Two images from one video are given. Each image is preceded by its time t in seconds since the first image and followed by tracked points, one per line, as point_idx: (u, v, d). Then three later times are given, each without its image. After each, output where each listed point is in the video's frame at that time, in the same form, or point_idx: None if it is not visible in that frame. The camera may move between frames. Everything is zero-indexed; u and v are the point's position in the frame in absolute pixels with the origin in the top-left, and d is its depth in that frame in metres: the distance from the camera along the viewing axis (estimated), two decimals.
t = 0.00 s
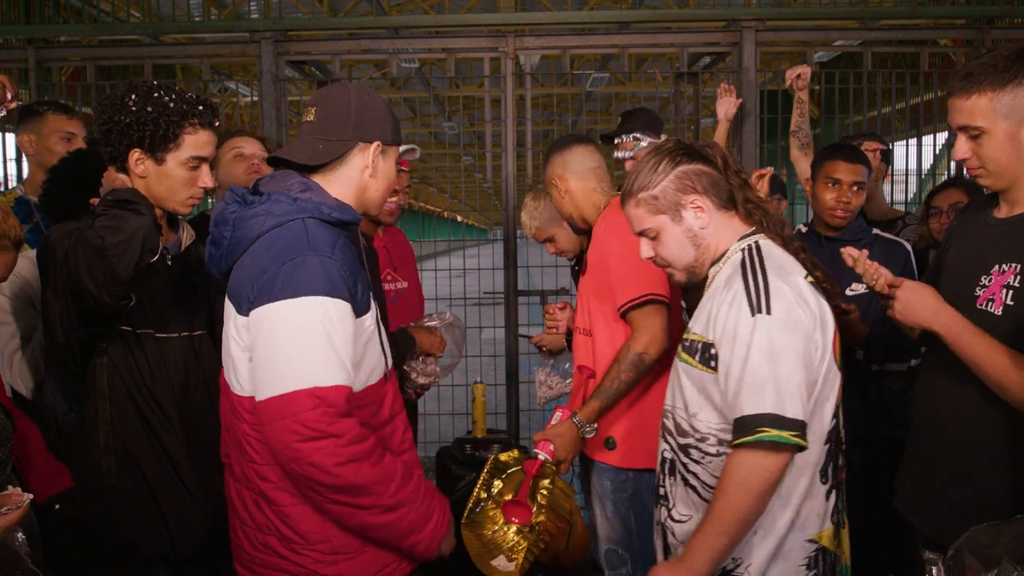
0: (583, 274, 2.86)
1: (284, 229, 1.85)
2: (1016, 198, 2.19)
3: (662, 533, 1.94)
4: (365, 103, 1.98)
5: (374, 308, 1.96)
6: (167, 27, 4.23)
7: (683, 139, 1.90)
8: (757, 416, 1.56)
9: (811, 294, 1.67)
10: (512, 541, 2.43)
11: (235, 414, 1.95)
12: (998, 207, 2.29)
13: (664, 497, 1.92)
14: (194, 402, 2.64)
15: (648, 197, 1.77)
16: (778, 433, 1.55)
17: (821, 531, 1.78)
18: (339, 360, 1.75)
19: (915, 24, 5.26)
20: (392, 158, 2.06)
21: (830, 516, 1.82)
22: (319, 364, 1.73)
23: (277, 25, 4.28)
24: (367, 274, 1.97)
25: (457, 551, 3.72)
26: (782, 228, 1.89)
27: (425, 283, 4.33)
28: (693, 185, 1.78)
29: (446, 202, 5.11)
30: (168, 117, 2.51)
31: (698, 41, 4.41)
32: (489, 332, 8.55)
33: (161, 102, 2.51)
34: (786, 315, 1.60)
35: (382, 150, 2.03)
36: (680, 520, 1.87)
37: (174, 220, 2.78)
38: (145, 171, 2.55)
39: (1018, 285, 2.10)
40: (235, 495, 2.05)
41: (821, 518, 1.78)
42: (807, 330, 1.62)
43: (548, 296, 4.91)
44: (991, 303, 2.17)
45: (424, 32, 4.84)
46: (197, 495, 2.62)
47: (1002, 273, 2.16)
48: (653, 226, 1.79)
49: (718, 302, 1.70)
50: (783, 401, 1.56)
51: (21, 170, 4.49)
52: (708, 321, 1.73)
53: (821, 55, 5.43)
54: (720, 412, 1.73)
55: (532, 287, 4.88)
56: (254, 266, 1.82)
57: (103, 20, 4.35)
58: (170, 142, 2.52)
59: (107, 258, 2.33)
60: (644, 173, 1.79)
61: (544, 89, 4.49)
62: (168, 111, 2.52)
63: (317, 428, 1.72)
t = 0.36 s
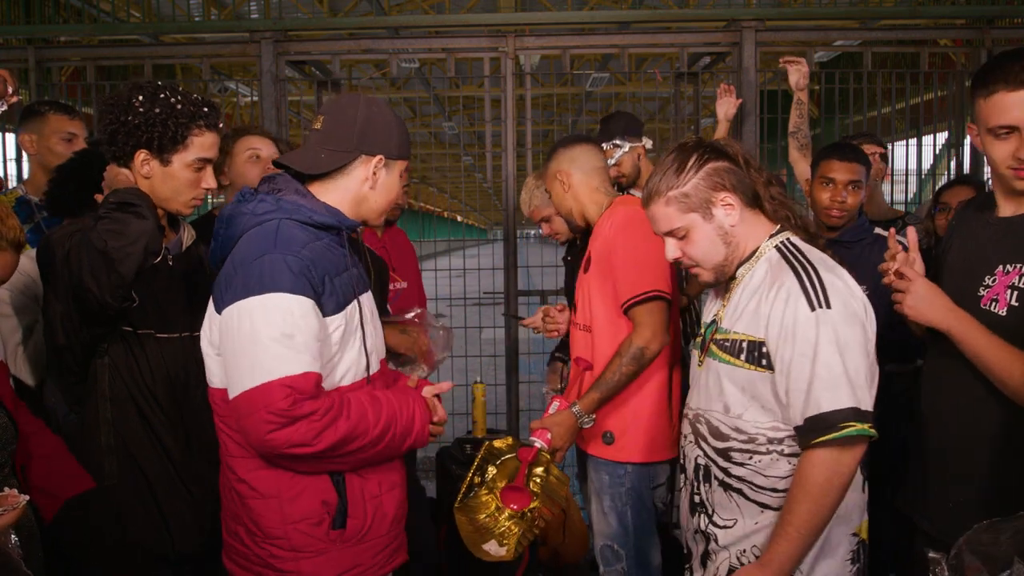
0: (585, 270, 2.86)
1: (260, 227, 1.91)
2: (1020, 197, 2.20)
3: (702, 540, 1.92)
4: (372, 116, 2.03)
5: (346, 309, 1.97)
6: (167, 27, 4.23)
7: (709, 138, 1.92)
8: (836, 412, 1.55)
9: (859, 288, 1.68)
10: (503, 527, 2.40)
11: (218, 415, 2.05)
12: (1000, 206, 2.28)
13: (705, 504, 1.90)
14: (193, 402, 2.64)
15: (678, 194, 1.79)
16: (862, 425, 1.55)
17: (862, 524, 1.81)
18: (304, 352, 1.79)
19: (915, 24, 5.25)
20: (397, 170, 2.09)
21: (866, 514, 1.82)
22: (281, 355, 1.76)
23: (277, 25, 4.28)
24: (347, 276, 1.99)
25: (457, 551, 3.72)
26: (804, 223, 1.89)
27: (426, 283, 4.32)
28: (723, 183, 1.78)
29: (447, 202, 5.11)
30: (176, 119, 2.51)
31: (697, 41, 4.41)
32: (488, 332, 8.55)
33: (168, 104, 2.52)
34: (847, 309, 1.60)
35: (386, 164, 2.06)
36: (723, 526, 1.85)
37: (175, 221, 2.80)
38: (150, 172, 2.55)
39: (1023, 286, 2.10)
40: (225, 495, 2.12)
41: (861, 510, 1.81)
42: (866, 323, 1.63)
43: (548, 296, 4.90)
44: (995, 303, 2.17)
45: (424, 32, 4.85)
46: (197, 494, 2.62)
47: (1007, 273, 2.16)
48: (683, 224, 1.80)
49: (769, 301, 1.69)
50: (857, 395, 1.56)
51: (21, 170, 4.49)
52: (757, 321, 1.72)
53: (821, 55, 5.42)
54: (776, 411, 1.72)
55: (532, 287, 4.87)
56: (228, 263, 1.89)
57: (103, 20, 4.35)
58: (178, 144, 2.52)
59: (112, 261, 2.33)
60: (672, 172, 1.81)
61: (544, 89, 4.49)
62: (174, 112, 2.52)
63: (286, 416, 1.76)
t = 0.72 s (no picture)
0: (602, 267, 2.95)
1: (237, 225, 1.97)
2: (1021, 199, 2.20)
3: (713, 551, 1.92)
4: (347, 111, 2.03)
5: (318, 308, 1.97)
6: (167, 27, 4.23)
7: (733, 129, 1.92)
8: (866, 431, 1.54)
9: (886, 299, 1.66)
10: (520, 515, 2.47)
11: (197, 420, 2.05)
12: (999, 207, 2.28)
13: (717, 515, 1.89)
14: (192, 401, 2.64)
15: (705, 184, 1.78)
16: (892, 447, 1.53)
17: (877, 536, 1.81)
18: (263, 345, 1.79)
19: (915, 24, 5.26)
20: (372, 165, 2.02)
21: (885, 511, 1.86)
22: (238, 347, 1.77)
23: (277, 25, 4.28)
24: (325, 277, 2.00)
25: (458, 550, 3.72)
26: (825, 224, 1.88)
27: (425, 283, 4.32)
28: (752, 178, 1.79)
29: (447, 202, 5.11)
30: (184, 122, 2.51)
31: (697, 41, 4.41)
32: (488, 332, 8.54)
33: (176, 107, 2.51)
34: (877, 322, 1.58)
35: (352, 157, 2.01)
36: (736, 538, 1.85)
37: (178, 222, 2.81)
38: (156, 174, 2.54)
39: None
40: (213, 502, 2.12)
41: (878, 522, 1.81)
42: (895, 338, 1.61)
43: (548, 295, 4.90)
44: (995, 304, 2.18)
45: (424, 32, 4.85)
46: (197, 493, 2.62)
47: (1007, 275, 2.17)
48: (707, 219, 1.79)
49: (798, 311, 1.67)
50: (887, 414, 1.55)
51: (21, 170, 4.49)
52: (783, 329, 1.70)
53: (821, 54, 5.41)
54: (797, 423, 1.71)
55: (532, 287, 4.87)
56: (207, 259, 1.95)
57: (103, 21, 4.35)
58: (186, 147, 2.52)
59: (115, 269, 2.35)
60: (701, 163, 1.80)
61: (544, 89, 4.49)
62: (180, 114, 2.52)
63: (246, 408, 1.76)
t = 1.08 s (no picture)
0: (610, 266, 3.01)
1: (217, 230, 1.95)
2: (1011, 200, 2.25)
3: None
4: (311, 101, 1.95)
5: (298, 316, 1.95)
6: (167, 27, 4.23)
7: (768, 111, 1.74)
8: (933, 470, 1.38)
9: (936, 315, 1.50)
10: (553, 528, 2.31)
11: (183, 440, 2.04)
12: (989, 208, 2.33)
13: (729, 550, 1.74)
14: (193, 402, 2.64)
15: (738, 175, 1.60)
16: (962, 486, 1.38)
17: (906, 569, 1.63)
18: (230, 359, 1.77)
19: (915, 24, 5.26)
20: (337, 163, 1.93)
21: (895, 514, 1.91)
22: (202, 363, 1.76)
23: (277, 25, 4.28)
24: (306, 283, 1.98)
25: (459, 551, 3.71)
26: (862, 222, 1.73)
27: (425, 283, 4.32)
28: (790, 171, 1.61)
29: (447, 202, 5.11)
30: (176, 119, 2.51)
31: (698, 42, 4.41)
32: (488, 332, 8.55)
33: (170, 104, 2.51)
34: (935, 345, 1.42)
35: (314, 152, 1.95)
36: None
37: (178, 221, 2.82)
38: (148, 170, 2.55)
39: (1015, 286, 2.12)
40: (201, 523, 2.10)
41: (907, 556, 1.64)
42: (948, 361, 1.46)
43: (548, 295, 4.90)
44: (988, 304, 2.19)
45: (424, 32, 4.85)
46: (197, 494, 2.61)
47: (999, 275, 2.18)
48: (738, 214, 1.61)
49: (846, 329, 1.49)
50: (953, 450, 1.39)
51: (22, 170, 4.50)
52: (827, 349, 1.52)
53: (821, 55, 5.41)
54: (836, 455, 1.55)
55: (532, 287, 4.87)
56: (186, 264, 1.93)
57: (103, 20, 4.35)
58: (176, 144, 2.52)
59: (125, 281, 2.37)
60: (734, 151, 1.62)
61: (544, 89, 4.49)
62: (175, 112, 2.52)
63: (210, 426, 1.74)
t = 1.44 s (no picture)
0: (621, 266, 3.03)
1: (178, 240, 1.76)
2: (1002, 200, 2.40)
3: None
4: (297, 105, 1.72)
5: (265, 336, 1.73)
6: (167, 27, 4.23)
7: (803, 104, 1.57)
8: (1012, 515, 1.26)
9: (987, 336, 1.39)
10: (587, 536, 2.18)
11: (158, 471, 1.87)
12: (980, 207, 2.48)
13: None
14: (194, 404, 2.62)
15: (774, 181, 1.44)
16: None
17: None
18: (177, 388, 1.58)
19: (915, 24, 5.27)
20: (314, 181, 1.70)
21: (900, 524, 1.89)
22: (148, 393, 1.58)
23: (277, 25, 4.28)
24: (274, 300, 1.75)
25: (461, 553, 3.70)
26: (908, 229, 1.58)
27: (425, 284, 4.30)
28: (832, 175, 1.46)
29: (447, 202, 5.11)
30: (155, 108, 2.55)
31: (698, 41, 4.41)
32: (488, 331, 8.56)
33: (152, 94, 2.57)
34: (996, 374, 1.31)
35: (291, 165, 1.73)
36: None
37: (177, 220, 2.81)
38: (133, 162, 2.59)
39: (1007, 286, 2.26)
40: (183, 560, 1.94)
41: None
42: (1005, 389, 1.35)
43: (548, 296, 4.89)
44: (981, 302, 2.33)
45: (424, 32, 4.85)
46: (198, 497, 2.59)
47: (991, 273, 2.32)
48: (773, 224, 1.44)
49: (900, 356, 1.36)
50: None
51: (23, 170, 4.50)
52: (878, 376, 1.39)
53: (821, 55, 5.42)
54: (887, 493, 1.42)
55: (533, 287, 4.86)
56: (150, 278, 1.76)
57: (103, 21, 4.35)
58: (155, 132, 2.54)
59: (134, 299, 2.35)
60: (770, 154, 1.46)
61: (544, 89, 4.49)
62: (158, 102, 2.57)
63: (158, 463, 1.58)
